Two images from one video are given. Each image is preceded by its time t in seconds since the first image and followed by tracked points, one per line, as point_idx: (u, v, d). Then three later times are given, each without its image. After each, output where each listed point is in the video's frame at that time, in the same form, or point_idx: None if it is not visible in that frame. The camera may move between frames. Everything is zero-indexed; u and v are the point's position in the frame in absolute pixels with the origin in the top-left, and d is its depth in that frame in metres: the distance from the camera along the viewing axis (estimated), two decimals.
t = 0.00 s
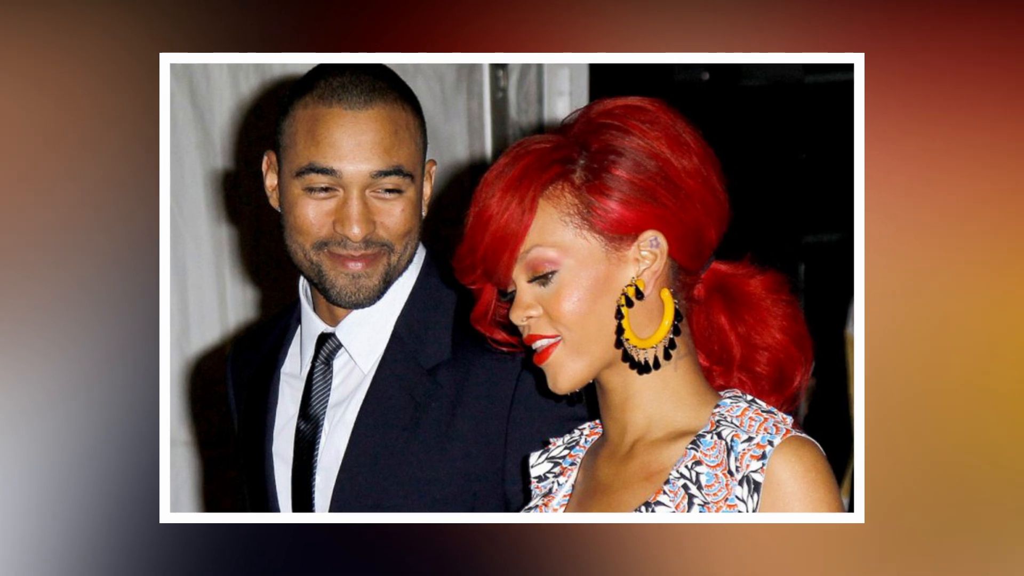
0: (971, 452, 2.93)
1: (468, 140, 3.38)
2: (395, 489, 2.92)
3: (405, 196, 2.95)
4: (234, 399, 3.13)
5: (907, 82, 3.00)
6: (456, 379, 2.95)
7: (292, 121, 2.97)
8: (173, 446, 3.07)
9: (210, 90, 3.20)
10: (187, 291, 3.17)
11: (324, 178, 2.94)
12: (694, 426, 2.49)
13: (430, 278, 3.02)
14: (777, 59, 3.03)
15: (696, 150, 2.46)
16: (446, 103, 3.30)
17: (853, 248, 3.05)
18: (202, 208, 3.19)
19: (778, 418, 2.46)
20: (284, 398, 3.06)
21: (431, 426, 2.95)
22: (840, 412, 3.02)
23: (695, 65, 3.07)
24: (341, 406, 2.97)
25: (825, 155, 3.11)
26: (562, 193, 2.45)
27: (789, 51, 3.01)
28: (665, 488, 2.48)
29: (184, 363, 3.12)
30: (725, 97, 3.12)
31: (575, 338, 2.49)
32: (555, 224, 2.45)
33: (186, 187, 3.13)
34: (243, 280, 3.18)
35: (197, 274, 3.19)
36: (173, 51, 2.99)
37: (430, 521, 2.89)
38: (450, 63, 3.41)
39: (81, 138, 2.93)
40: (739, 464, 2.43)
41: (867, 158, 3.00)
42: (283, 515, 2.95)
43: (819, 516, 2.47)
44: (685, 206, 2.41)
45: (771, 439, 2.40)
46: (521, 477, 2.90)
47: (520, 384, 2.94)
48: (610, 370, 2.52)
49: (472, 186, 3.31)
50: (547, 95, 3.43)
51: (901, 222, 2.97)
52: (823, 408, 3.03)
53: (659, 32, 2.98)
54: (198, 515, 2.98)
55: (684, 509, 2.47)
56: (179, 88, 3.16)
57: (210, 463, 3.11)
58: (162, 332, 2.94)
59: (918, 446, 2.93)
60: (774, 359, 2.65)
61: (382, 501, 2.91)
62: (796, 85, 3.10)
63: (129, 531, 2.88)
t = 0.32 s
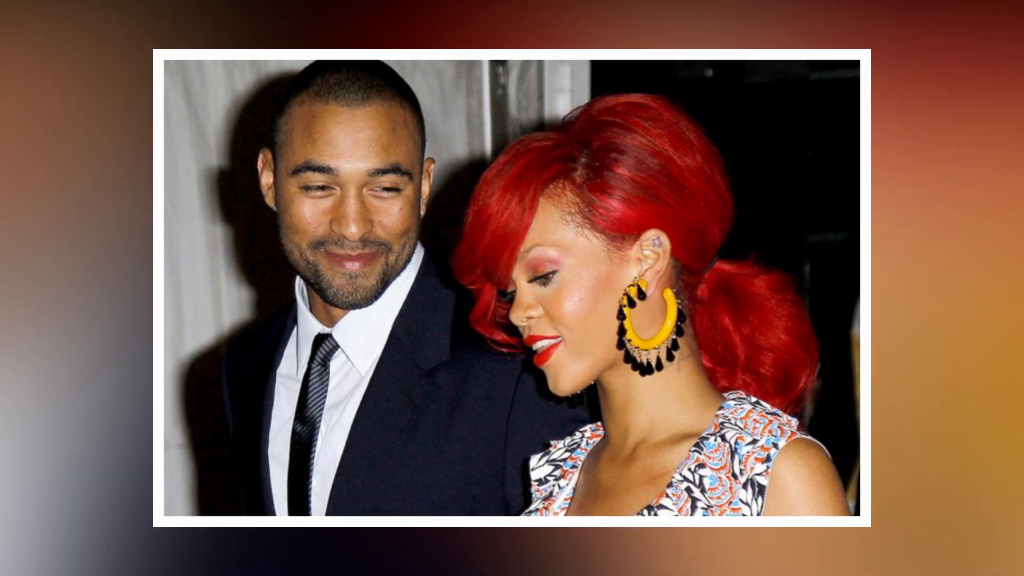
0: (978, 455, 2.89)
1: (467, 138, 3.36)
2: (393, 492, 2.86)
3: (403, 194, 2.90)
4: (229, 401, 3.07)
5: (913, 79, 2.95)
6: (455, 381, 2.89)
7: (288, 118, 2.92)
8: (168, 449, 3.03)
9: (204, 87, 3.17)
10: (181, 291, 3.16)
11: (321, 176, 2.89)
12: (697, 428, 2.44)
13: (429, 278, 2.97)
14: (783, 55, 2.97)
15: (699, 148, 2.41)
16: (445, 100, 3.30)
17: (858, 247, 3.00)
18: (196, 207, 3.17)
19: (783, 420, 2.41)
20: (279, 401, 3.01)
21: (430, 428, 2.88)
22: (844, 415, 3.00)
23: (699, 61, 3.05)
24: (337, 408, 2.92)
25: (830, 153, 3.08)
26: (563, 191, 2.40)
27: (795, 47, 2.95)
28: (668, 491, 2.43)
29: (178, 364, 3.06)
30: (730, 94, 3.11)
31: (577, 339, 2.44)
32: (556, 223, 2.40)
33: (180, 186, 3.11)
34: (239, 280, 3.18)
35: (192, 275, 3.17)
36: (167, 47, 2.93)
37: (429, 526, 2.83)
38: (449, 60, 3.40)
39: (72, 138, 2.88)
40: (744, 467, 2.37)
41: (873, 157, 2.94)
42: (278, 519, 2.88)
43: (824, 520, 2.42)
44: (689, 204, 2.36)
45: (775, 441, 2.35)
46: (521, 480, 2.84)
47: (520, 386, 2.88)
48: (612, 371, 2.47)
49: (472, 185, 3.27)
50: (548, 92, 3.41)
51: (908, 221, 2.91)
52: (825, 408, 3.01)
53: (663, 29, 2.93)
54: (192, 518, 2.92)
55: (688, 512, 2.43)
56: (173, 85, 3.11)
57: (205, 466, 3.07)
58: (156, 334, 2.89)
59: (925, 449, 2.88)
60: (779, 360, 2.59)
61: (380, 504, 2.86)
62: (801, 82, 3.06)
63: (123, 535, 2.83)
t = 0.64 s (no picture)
0: (986, 458, 2.84)
1: (467, 135, 3.32)
2: (391, 496, 2.81)
3: (402, 192, 2.85)
4: (225, 403, 3.04)
5: (920, 75, 2.90)
6: (455, 383, 2.84)
7: (284, 115, 2.87)
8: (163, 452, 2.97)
9: (199, 83, 3.14)
10: (176, 291, 3.09)
11: (318, 174, 2.85)
12: (701, 431, 2.39)
13: (428, 278, 2.92)
14: (787, 51, 2.92)
15: (703, 145, 2.36)
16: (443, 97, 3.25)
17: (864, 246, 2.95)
18: (191, 206, 3.12)
19: (788, 422, 2.36)
20: (275, 403, 2.96)
21: (428, 431, 2.83)
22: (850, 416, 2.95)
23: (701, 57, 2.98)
24: (335, 410, 2.87)
25: (835, 150, 3.03)
26: (564, 189, 2.35)
27: (796, 44, 2.92)
28: (671, 495, 2.38)
29: (173, 366, 3.04)
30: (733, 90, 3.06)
31: (578, 339, 2.39)
32: (557, 221, 2.35)
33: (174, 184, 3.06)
34: (234, 280, 3.12)
35: (187, 274, 3.11)
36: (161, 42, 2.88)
37: (428, 530, 2.79)
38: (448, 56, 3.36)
39: (65, 136, 2.83)
40: (747, 470, 2.32)
41: (879, 154, 2.89)
42: (275, 523, 2.83)
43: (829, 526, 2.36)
44: (691, 203, 2.31)
45: (780, 444, 2.30)
46: (522, 483, 2.79)
47: (520, 387, 2.83)
48: (614, 373, 2.42)
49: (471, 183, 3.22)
50: (549, 89, 3.36)
51: (915, 220, 2.87)
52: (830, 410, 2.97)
53: (665, 25, 2.88)
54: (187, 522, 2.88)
55: (691, 516, 2.37)
56: (168, 81, 3.10)
57: (200, 469, 3.02)
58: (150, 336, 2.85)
59: (932, 451, 2.84)
60: (784, 362, 2.54)
61: (378, 508, 2.81)
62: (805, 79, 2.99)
63: (117, 540, 2.79)
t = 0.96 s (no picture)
0: (998, 461, 2.78)
1: (466, 133, 3.28)
2: (389, 499, 2.75)
3: (400, 191, 2.80)
4: (221, 406, 2.99)
5: (928, 72, 2.85)
6: (454, 385, 2.78)
7: (281, 113, 2.83)
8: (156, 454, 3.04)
9: (194, 81, 3.09)
10: (171, 292, 3.12)
11: (315, 173, 2.80)
12: (704, 434, 2.35)
13: (427, 277, 2.88)
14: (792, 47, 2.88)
15: (706, 143, 2.31)
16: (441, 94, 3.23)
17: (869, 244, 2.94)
18: (186, 204, 3.10)
19: (793, 424, 2.32)
20: (272, 404, 2.90)
21: (427, 432, 2.77)
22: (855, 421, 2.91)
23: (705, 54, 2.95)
24: (332, 412, 2.82)
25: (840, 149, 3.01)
26: (565, 187, 2.30)
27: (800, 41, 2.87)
28: (674, 498, 2.33)
29: (167, 366, 3.05)
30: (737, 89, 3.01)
31: (579, 340, 2.35)
32: (558, 220, 2.31)
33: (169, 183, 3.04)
34: (230, 280, 3.12)
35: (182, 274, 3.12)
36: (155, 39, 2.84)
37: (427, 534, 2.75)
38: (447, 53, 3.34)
39: (58, 134, 2.79)
40: (751, 473, 2.27)
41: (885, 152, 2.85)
42: (271, 526, 2.80)
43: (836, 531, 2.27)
44: (694, 201, 2.27)
45: (784, 446, 2.26)
46: (522, 486, 2.75)
47: (520, 389, 2.79)
48: (615, 375, 2.38)
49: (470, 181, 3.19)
50: (549, 86, 3.32)
51: (922, 219, 2.83)
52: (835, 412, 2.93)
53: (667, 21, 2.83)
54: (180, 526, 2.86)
55: (693, 520, 2.31)
56: (162, 78, 3.06)
57: (194, 472, 3.04)
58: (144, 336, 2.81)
59: (940, 454, 2.79)
60: (788, 363, 2.50)
61: (376, 511, 2.75)
62: (810, 76, 2.98)
63: (111, 546, 2.75)
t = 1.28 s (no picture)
0: (1003, 465, 2.75)
1: (465, 131, 3.21)
2: (387, 503, 2.72)
3: (398, 189, 2.77)
4: (216, 407, 2.95)
5: (934, 68, 2.81)
6: (453, 387, 2.75)
7: (277, 110, 2.78)
8: (151, 456, 2.90)
9: (189, 77, 3.02)
10: (165, 292, 2.99)
11: (312, 171, 2.76)
12: (707, 436, 2.29)
13: (425, 278, 2.81)
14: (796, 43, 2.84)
15: (709, 141, 2.27)
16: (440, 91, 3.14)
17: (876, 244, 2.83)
18: (181, 203, 3.01)
19: (797, 427, 2.28)
20: (268, 406, 2.87)
21: (426, 435, 2.74)
22: (864, 424, 2.80)
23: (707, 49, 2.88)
24: (329, 414, 2.78)
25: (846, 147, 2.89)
26: (565, 186, 2.26)
27: (804, 37, 2.84)
28: (676, 502, 2.29)
29: (162, 367, 2.95)
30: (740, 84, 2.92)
31: (580, 341, 2.30)
32: (558, 219, 2.26)
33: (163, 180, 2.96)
34: (225, 280, 3.02)
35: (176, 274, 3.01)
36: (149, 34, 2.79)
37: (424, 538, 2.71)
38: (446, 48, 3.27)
39: (53, 132, 2.74)
40: (755, 476, 2.23)
41: (891, 150, 2.81)
42: (268, 530, 2.75)
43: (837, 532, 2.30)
44: (697, 200, 2.22)
45: (789, 449, 2.22)
46: (522, 490, 2.70)
47: (520, 391, 2.75)
48: (617, 376, 2.33)
49: (470, 180, 3.12)
50: (550, 82, 3.25)
51: (929, 218, 2.78)
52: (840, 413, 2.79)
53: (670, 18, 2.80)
54: (176, 529, 2.82)
55: (696, 524, 2.29)
56: (157, 75, 2.96)
57: (190, 474, 2.92)
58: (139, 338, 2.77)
59: (947, 457, 2.75)
60: (792, 364, 2.46)
61: (373, 515, 2.72)
62: (815, 72, 2.89)
63: (105, 554, 2.71)
